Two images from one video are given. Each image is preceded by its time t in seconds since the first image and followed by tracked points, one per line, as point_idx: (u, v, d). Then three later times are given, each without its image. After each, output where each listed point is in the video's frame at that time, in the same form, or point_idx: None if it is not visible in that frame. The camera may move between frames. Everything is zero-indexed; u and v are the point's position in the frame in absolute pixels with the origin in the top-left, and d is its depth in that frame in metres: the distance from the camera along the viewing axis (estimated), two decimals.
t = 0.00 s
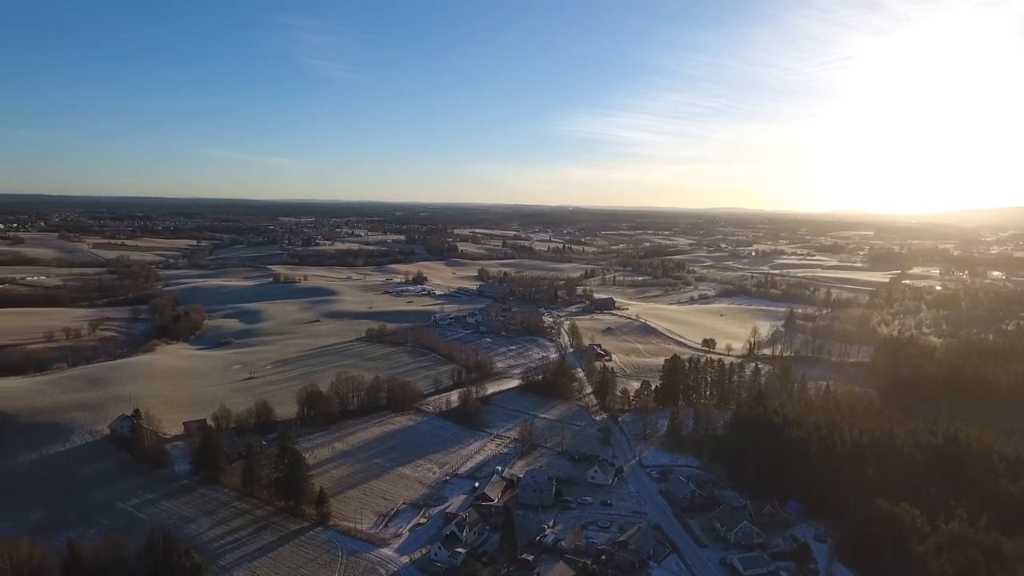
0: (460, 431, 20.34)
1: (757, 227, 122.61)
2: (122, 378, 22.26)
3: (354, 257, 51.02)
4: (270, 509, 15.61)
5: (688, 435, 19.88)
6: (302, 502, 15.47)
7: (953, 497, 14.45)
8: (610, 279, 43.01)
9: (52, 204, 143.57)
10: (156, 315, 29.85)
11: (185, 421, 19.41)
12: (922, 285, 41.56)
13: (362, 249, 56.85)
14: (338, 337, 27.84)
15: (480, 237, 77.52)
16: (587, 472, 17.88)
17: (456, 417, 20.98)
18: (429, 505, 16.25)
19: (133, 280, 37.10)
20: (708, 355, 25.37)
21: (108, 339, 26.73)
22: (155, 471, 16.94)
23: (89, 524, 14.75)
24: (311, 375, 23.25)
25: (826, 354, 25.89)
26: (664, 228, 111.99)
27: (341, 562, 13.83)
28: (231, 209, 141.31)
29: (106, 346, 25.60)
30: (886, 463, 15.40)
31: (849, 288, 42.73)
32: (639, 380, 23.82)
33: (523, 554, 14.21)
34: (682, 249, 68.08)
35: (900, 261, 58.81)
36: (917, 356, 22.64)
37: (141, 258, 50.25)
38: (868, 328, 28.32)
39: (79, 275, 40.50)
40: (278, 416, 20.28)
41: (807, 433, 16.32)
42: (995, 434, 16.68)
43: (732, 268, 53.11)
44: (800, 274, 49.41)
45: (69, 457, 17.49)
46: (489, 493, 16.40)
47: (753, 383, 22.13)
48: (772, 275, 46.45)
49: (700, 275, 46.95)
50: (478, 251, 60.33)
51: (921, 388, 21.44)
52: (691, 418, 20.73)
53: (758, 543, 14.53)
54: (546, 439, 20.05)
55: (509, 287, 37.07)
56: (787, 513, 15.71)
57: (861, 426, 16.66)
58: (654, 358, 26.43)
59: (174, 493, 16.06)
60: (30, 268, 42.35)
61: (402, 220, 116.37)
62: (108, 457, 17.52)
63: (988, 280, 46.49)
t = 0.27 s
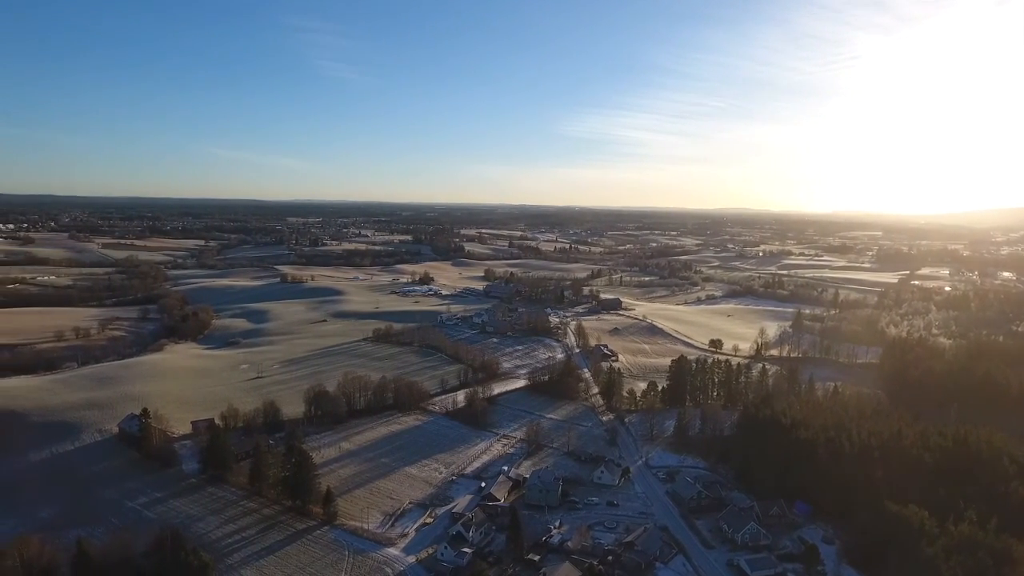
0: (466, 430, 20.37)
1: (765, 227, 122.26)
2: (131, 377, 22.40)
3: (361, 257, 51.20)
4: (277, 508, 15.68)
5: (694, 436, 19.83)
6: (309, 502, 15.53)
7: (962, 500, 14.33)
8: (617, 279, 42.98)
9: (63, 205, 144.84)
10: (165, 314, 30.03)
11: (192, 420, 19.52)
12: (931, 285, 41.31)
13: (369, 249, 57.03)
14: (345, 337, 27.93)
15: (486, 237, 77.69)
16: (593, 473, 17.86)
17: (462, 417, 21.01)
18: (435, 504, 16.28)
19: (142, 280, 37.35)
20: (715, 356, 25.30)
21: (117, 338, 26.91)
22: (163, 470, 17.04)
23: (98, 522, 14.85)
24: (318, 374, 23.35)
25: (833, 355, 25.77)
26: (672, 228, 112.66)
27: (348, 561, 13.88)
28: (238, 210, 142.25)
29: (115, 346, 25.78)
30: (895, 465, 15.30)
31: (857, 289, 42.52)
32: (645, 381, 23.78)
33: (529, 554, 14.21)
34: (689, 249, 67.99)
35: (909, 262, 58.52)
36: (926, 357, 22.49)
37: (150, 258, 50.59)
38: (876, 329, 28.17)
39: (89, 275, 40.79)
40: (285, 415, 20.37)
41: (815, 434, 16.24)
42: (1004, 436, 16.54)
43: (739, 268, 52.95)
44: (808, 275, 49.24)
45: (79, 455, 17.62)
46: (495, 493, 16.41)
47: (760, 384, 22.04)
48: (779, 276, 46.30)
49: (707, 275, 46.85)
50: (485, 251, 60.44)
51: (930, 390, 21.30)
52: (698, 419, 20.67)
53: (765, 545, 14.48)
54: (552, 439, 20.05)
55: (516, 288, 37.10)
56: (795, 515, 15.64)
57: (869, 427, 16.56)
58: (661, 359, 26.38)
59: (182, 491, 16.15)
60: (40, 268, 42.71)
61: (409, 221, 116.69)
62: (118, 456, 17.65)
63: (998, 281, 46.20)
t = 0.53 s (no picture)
0: (472, 431, 20.38)
1: (772, 227, 121.85)
2: (140, 376, 22.55)
3: (367, 258, 51.35)
4: (283, 507, 15.75)
5: (701, 437, 19.78)
6: (315, 501, 15.59)
7: (971, 502, 14.23)
8: (623, 280, 42.91)
9: (73, 205, 146.17)
10: (173, 314, 30.21)
11: (200, 419, 19.63)
12: (940, 286, 41.07)
13: (376, 249, 57.16)
14: (351, 337, 28.00)
15: (492, 238, 77.72)
16: (599, 473, 17.85)
17: (468, 417, 21.04)
18: (441, 504, 16.30)
19: (150, 280, 37.58)
20: (722, 357, 25.22)
21: (126, 338, 27.08)
22: (171, 468, 17.15)
23: (107, 520, 14.96)
24: (325, 374, 23.42)
25: (841, 356, 25.62)
26: (679, 229, 113.02)
27: (354, 560, 13.91)
28: (246, 210, 143.22)
29: (124, 345, 25.93)
30: (903, 466, 15.21)
31: (865, 289, 42.30)
32: (652, 381, 23.73)
33: (535, 555, 14.21)
34: (695, 250, 67.86)
35: (918, 262, 58.14)
36: (935, 358, 22.33)
37: (159, 258, 50.88)
38: (884, 330, 28.01)
39: (98, 274, 41.09)
40: (292, 414, 20.45)
41: (822, 435, 16.18)
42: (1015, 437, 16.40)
43: (746, 269, 52.80)
44: (816, 276, 49.05)
45: (88, 454, 17.75)
46: (501, 493, 16.42)
47: (768, 385, 21.96)
48: (787, 277, 46.14)
49: (714, 276, 46.74)
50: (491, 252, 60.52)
51: (939, 391, 21.16)
52: (705, 419, 20.61)
53: (772, 547, 14.46)
54: (558, 439, 20.04)
55: (522, 288, 37.10)
56: (802, 517, 15.59)
57: (878, 428, 16.47)
58: (667, 359, 26.32)
59: (190, 490, 16.25)
60: (49, 268, 43.00)
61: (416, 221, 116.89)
62: (126, 454, 17.77)
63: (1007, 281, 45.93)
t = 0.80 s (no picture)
0: (479, 431, 20.40)
1: (780, 228, 121.44)
2: (148, 375, 22.70)
3: (374, 258, 51.50)
4: (291, 506, 15.81)
5: (708, 438, 19.74)
6: (322, 500, 15.63)
7: (981, 504, 14.13)
8: (630, 280, 42.84)
9: (83, 205, 147.31)
10: (181, 314, 30.38)
11: (208, 418, 19.73)
12: (949, 287, 40.83)
13: (383, 250, 57.30)
14: (358, 337, 28.08)
15: (499, 238, 77.73)
16: (605, 474, 17.83)
17: (475, 417, 21.06)
18: (447, 504, 16.33)
19: (159, 280, 37.81)
20: (729, 358, 25.15)
21: (135, 337, 27.26)
22: (179, 467, 17.24)
23: (116, 518, 15.07)
24: (332, 374, 23.49)
25: (849, 357, 25.49)
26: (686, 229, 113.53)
27: (360, 560, 13.95)
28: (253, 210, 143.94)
29: (133, 344, 26.10)
30: (912, 468, 15.13)
31: (873, 290, 42.10)
32: (659, 382, 23.68)
33: (542, 555, 14.20)
34: (702, 250, 67.73)
35: (927, 263, 57.78)
36: (945, 359, 22.18)
37: (167, 258, 51.17)
38: (893, 331, 27.85)
39: (107, 274, 41.38)
40: (299, 414, 20.52)
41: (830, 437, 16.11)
42: None
43: (753, 269, 52.64)
44: (823, 276, 48.87)
45: (97, 452, 17.87)
46: (507, 493, 16.42)
47: (775, 386, 21.89)
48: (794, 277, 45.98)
49: (721, 276, 46.61)
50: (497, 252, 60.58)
51: (949, 393, 21.01)
52: (712, 420, 20.55)
53: (779, 548, 14.41)
54: (565, 440, 20.03)
55: (528, 288, 37.10)
56: (810, 519, 15.52)
57: (886, 430, 16.38)
58: (674, 360, 26.26)
59: (198, 488, 16.33)
60: (59, 268, 43.31)
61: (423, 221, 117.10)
62: (135, 453, 17.89)
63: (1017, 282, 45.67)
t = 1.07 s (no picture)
0: (485, 431, 20.41)
1: (788, 228, 120.97)
2: (157, 374, 22.85)
3: (381, 258, 51.64)
4: (298, 505, 15.88)
5: (715, 439, 19.67)
6: (330, 499, 15.68)
7: (992, 507, 14.02)
8: (637, 280, 42.77)
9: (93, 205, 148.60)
10: (189, 313, 30.56)
11: (216, 417, 19.83)
12: (959, 288, 40.53)
13: (390, 250, 57.46)
14: (365, 336, 28.16)
15: (506, 238, 77.81)
16: (612, 475, 17.79)
17: (481, 417, 21.08)
18: (453, 504, 16.34)
19: (167, 280, 38.04)
20: (736, 358, 25.06)
21: (144, 337, 27.44)
22: (187, 466, 17.35)
23: (125, 516, 15.17)
24: (339, 374, 23.57)
25: (858, 358, 25.35)
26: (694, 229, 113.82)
27: (367, 559, 13.99)
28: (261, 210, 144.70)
29: (142, 344, 26.27)
30: (922, 470, 15.02)
31: (882, 290, 41.86)
32: (666, 383, 23.63)
33: (548, 555, 14.19)
34: (710, 250, 67.55)
35: (936, 263, 57.40)
36: (955, 360, 22.01)
37: (176, 258, 51.47)
38: (902, 332, 27.65)
39: (116, 273, 41.68)
40: (307, 413, 20.60)
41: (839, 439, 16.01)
42: None
43: (761, 270, 52.44)
44: (832, 276, 48.65)
45: (107, 451, 18.00)
46: (513, 493, 16.43)
47: (783, 386, 21.79)
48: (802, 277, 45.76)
49: (729, 276, 46.45)
50: (504, 252, 60.61)
51: (958, 394, 20.85)
52: (720, 421, 20.47)
53: (787, 550, 14.34)
54: (571, 440, 20.01)
55: (535, 288, 37.10)
56: (818, 520, 15.44)
57: (896, 431, 16.28)
58: (681, 360, 26.19)
59: (206, 487, 16.42)
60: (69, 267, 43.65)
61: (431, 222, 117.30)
62: (144, 451, 18.01)
63: None
